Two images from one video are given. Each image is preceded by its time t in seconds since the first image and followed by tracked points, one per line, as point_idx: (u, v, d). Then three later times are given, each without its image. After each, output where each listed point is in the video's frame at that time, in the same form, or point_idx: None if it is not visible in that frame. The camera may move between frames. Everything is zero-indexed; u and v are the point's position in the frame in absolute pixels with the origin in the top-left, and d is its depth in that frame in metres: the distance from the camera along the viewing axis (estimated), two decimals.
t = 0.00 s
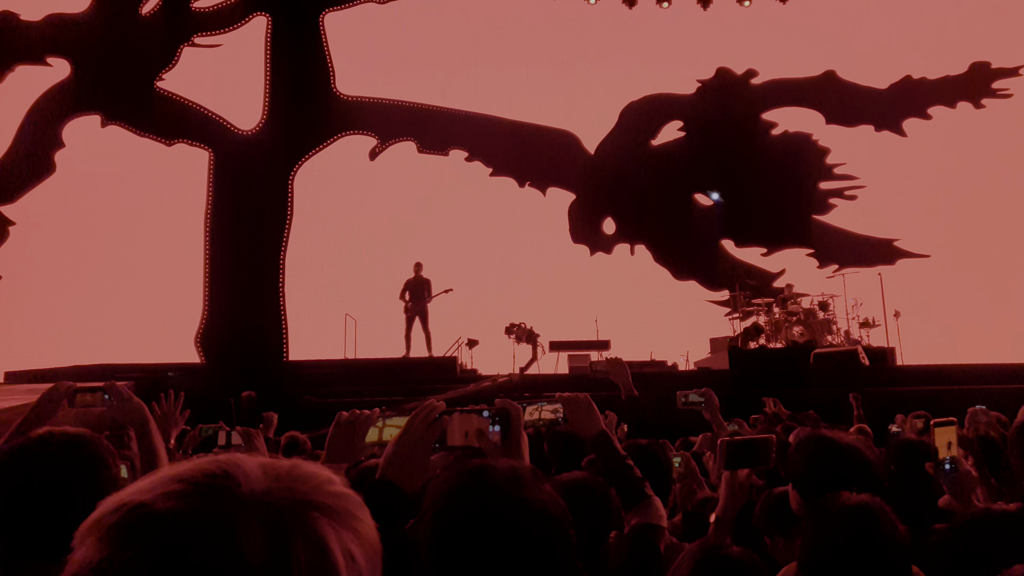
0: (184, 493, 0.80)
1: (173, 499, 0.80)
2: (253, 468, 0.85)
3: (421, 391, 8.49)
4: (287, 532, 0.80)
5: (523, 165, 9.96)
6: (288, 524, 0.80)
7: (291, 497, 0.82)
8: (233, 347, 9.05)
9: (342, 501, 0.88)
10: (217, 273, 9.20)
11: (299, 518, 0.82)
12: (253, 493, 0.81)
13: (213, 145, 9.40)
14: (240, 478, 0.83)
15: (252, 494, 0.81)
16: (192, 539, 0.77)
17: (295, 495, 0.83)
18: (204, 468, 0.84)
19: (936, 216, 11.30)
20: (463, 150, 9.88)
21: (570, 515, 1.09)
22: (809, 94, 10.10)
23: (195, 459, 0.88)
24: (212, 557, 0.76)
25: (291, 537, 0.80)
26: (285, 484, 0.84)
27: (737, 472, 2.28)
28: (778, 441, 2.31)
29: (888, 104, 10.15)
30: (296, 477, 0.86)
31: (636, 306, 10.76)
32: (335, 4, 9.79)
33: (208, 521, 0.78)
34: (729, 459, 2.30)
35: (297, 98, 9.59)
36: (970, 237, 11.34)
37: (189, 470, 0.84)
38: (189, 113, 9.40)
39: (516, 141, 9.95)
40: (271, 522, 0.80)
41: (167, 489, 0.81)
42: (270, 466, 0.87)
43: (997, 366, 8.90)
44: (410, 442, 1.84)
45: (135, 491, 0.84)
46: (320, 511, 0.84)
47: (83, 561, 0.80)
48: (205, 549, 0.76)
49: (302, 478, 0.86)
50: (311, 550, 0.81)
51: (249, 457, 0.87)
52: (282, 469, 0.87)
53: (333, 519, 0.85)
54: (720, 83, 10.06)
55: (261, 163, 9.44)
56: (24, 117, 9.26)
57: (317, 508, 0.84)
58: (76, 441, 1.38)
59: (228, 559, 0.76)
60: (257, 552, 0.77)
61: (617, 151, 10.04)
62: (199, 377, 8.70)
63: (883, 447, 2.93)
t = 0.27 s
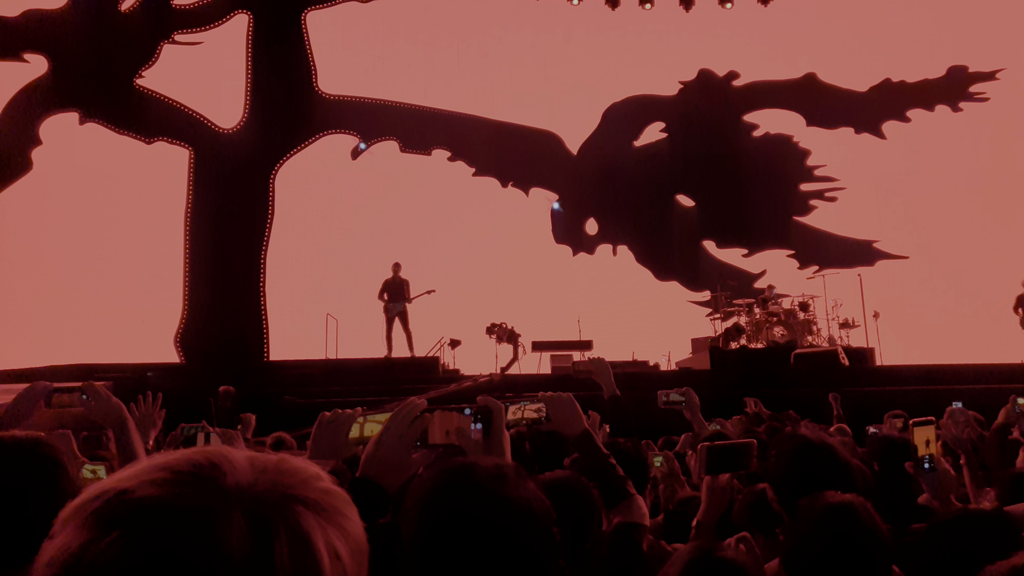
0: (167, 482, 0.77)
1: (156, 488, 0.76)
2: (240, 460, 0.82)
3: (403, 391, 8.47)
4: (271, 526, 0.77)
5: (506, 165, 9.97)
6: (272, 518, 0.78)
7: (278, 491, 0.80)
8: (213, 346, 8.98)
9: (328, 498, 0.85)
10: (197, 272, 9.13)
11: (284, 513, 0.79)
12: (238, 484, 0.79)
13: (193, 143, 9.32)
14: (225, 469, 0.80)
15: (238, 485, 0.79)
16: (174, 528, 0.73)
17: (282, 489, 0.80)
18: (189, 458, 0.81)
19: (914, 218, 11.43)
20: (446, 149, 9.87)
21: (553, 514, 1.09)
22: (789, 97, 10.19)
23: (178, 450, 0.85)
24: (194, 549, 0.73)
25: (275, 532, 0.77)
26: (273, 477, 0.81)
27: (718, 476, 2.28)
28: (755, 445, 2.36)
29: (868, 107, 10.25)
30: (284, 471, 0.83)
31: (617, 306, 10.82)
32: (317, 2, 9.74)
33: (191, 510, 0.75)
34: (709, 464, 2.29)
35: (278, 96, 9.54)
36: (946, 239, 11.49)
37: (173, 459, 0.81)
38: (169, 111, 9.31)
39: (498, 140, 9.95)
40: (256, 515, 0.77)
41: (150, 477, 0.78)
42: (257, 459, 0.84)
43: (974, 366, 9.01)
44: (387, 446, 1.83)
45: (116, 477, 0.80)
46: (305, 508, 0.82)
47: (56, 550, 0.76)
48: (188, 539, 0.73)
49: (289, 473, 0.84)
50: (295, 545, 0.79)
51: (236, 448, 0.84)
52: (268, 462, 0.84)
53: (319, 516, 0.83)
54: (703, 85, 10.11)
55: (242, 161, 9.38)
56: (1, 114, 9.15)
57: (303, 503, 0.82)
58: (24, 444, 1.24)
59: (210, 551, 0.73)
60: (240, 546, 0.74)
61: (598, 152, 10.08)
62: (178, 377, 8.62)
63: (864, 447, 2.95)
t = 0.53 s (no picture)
0: (162, 480, 0.76)
1: (151, 486, 0.76)
2: (237, 458, 0.82)
3: (394, 391, 8.46)
4: (266, 524, 0.77)
5: (498, 166, 9.97)
6: (268, 515, 0.78)
7: (273, 490, 0.80)
8: (203, 347, 8.95)
9: (324, 494, 0.86)
10: (188, 272, 9.09)
11: (281, 510, 0.79)
12: (234, 483, 0.78)
13: (184, 143, 9.29)
14: (222, 468, 0.79)
15: (235, 483, 0.78)
16: (172, 526, 0.73)
17: (278, 486, 0.80)
18: (184, 456, 0.80)
19: (903, 220, 11.50)
20: (438, 150, 9.86)
21: (538, 514, 1.10)
22: (781, 98, 10.23)
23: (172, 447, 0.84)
24: (191, 546, 0.73)
25: (271, 529, 0.77)
26: (267, 479, 0.80)
27: (705, 480, 2.30)
28: (743, 448, 2.35)
29: (859, 108, 10.29)
30: (279, 470, 0.83)
31: (609, 307, 10.83)
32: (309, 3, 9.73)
33: (187, 511, 0.74)
34: (697, 467, 2.30)
35: (270, 96, 9.51)
36: (936, 240, 11.56)
37: (169, 458, 0.79)
38: (160, 111, 9.27)
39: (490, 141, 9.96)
40: (252, 513, 0.77)
41: (145, 475, 0.77)
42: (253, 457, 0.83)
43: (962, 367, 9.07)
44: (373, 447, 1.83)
45: (110, 476, 0.79)
46: (301, 505, 0.82)
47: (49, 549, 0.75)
48: (184, 538, 0.73)
49: (286, 471, 0.83)
50: (291, 543, 0.79)
51: (231, 447, 0.83)
52: (264, 460, 0.83)
53: (314, 512, 0.83)
54: (694, 87, 10.14)
55: (233, 161, 9.35)
56: None
57: (300, 500, 0.82)
58: (8, 448, 1.48)
59: (207, 552, 0.73)
60: (236, 544, 0.74)
61: (590, 152, 10.09)
62: (168, 377, 8.58)
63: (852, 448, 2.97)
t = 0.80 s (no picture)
0: (188, 471, 0.78)
1: (178, 477, 0.77)
2: (260, 453, 0.84)
3: (391, 391, 8.46)
4: (296, 511, 0.80)
5: (495, 166, 9.98)
6: (297, 503, 0.81)
7: (299, 480, 0.83)
8: (200, 346, 8.94)
9: (345, 486, 0.89)
10: (185, 272, 9.08)
11: (307, 500, 0.82)
12: (261, 473, 0.81)
13: (181, 142, 9.28)
14: (247, 463, 0.81)
15: (262, 475, 0.81)
16: (207, 510, 0.74)
17: (302, 477, 0.83)
18: (208, 451, 0.82)
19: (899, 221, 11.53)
20: (435, 150, 9.87)
21: (539, 513, 1.10)
22: (777, 100, 10.26)
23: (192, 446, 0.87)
24: (223, 532, 0.74)
25: (301, 515, 0.80)
26: (291, 470, 0.84)
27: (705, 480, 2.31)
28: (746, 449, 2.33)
29: (855, 110, 10.31)
30: (301, 462, 0.86)
31: (606, 308, 10.84)
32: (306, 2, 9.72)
33: (220, 495, 0.75)
34: (697, 467, 2.31)
35: (267, 96, 9.51)
36: (932, 241, 11.59)
37: (193, 452, 0.81)
38: (156, 110, 9.26)
39: (487, 142, 9.97)
40: (282, 501, 0.80)
41: (171, 469, 0.79)
42: (274, 453, 0.86)
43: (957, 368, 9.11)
44: (373, 444, 1.82)
45: (133, 473, 0.80)
46: (327, 493, 0.85)
47: (78, 546, 0.75)
48: (219, 522, 0.74)
49: (307, 463, 0.87)
50: (325, 532, 0.83)
51: (252, 443, 0.87)
52: (285, 455, 0.86)
53: (341, 502, 0.86)
54: (691, 88, 10.16)
55: (230, 161, 9.34)
56: None
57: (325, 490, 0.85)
58: (10, 446, 1.47)
59: (244, 536, 0.74)
60: (273, 529, 0.76)
61: (587, 153, 10.11)
62: (165, 376, 8.57)
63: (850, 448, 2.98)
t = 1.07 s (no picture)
0: (199, 469, 0.80)
1: (188, 474, 0.79)
2: (268, 453, 0.86)
3: (388, 391, 8.45)
4: (302, 507, 0.82)
5: (493, 166, 9.99)
6: (303, 501, 0.82)
7: (304, 478, 0.85)
8: (197, 347, 8.94)
9: (351, 485, 0.91)
10: (183, 273, 9.07)
11: (312, 499, 0.84)
12: (268, 471, 0.83)
13: (179, 144, 9.27)
14: (255, 462, 0.83)
15: (269, 473, 0.83)
16: (215, 505, 0.76)
17: (308, 476, 0.85)
18: (217, 450, 0.84)
19: (896, 220, 11.55)
20: (433, 151, 9.87)
21: (537, 513, 1.10)
22: (775, 100, 10.26)
23: (204, 444, 0.89)
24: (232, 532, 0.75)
25: (307, 512, 0.82)
26: (297, 467, 0.86)
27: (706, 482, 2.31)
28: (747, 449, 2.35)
29: (853, 110, 10.32)
30: (307, 461, 0.88)
31: (605, 308, 10.83)
32: (303, 4, 9.72)
33: (228, 493, 0.77)
34: (699, 468, 2.33)
35: (264, 96, 9.51)
36: (930, 241, 11.60)
37: (202, 451, 0.83)
38: (154, 112, 9.25)
39: (485, 142, 9.98)
40: (288, 498, 0.81)
41: (182, 467, 0.81)
42: (282, 452, 0.88)
43: (955, 367, 9.13)
44: (372, 445, 1.82)
45: (144, 469, 0.82)
46: (330, 492, 0.86)
47: (88, 539, 0.77)
48: (227, 517, 0.75)
49: (313, 462, 0.88)
50: (327, 529, 0.84)
51: (260, 442, 0.88)
52: (293, 454, 0.88)
53: (345, 501, 0.88)
54: (689, 88, 10.16)
55: (227, 163, 9.34)
56: None
57: (329, 488, 0.87)
58: (8, 445, 1.50)
59: (250, 534, 0.75)
60: (281, 526, 0.78)
61: (584, 153, 10.12)
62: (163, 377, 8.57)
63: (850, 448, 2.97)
